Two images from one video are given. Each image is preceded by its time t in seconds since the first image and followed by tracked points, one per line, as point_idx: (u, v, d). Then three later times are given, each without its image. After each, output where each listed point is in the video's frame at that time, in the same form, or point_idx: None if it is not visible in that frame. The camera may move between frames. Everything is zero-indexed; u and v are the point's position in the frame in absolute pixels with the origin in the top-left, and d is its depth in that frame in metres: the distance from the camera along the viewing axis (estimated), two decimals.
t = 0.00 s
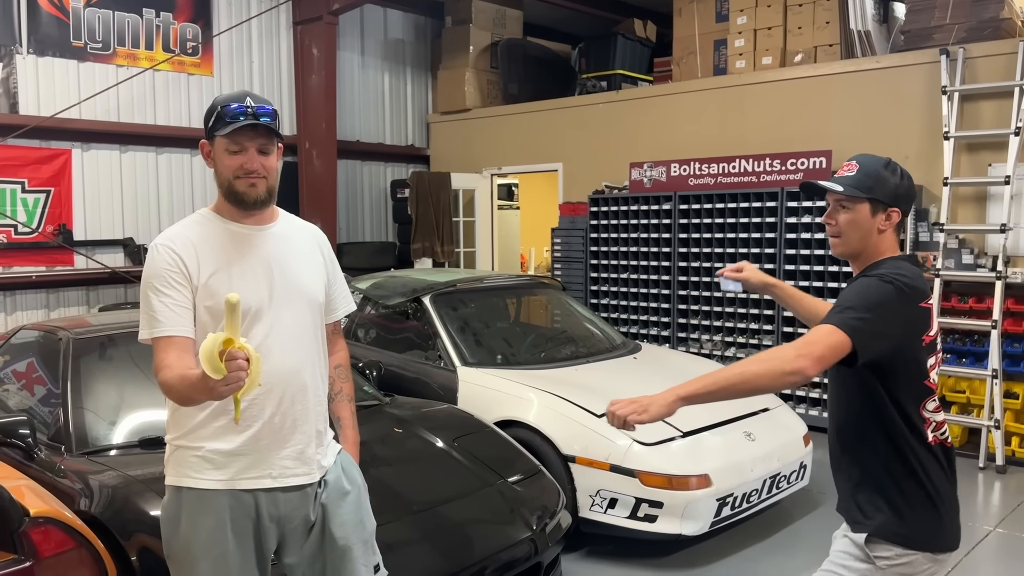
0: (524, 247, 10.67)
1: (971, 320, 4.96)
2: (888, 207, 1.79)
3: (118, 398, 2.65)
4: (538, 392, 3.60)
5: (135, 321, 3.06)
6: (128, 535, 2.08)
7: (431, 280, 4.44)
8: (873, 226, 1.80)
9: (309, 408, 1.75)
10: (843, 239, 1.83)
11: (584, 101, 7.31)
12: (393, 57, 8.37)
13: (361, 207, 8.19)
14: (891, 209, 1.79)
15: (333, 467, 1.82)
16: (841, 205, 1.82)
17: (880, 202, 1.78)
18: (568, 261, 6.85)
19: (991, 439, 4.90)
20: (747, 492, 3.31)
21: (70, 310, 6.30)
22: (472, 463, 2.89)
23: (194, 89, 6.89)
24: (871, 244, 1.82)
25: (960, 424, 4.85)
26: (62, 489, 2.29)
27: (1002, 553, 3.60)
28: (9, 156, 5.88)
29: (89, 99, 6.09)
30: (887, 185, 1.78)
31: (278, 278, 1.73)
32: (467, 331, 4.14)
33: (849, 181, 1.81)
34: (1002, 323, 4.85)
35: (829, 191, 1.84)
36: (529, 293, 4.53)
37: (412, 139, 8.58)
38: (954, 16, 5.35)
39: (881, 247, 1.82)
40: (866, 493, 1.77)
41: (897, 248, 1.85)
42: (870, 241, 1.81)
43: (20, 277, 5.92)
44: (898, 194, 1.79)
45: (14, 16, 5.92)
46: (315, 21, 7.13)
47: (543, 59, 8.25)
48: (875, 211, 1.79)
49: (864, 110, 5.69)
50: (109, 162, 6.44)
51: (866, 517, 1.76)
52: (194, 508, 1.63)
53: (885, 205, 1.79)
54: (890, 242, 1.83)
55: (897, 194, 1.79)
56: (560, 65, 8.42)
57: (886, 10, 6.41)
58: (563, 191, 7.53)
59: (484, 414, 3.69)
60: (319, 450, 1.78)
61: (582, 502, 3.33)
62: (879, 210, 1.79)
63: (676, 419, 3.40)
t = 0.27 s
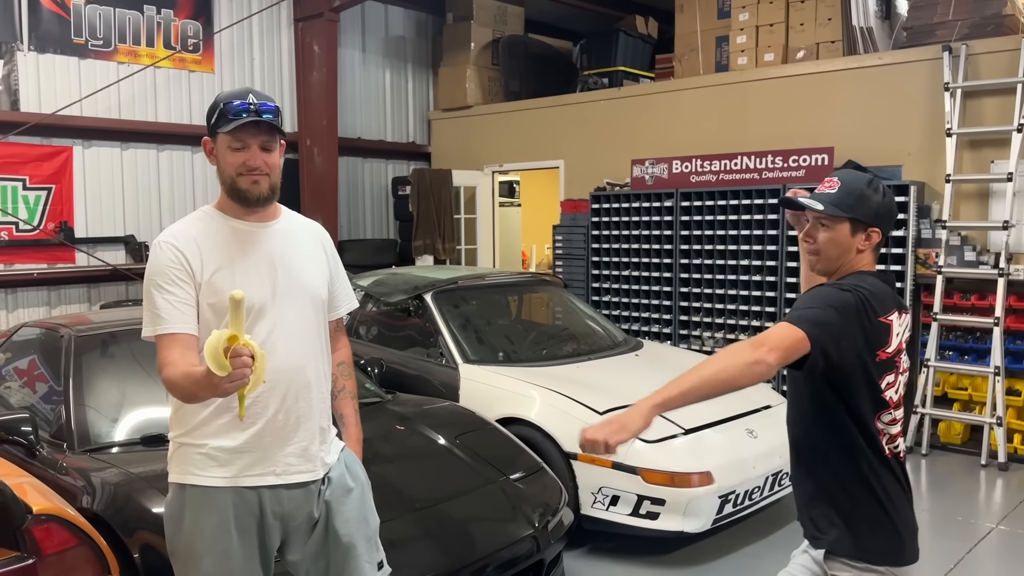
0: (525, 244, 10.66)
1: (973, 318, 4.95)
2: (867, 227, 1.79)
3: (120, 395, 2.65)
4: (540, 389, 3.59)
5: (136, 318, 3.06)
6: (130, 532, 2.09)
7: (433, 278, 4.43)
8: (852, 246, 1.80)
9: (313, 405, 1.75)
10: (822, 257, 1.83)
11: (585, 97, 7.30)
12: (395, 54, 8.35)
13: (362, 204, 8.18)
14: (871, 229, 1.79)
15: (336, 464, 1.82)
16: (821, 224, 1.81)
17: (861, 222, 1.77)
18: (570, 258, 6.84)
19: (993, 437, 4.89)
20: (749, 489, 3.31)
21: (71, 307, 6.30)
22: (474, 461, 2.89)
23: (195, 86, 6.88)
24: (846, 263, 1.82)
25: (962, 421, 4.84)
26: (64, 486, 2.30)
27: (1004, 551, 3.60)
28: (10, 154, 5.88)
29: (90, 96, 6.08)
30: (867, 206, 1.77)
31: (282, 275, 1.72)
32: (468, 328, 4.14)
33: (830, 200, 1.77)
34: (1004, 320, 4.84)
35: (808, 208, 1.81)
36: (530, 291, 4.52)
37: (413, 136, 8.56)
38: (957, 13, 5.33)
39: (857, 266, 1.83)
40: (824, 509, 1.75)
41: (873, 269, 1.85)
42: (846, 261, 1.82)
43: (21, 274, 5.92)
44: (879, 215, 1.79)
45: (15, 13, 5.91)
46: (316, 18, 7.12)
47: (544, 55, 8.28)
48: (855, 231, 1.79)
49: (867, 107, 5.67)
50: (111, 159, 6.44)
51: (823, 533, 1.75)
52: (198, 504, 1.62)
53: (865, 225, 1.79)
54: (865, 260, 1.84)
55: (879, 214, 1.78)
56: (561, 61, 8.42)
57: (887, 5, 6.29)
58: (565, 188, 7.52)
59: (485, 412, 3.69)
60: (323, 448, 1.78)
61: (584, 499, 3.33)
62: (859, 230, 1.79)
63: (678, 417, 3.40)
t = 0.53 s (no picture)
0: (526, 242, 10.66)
1: (975, 315, 4.94)
2: (804, 263, 1.64)
3: (121, 392, 2.64)
4: (542, 387, 3.59)
5: (138, 315, 3.05)
6: (132, 530, 2.08)
7: (434, 275, 4.43)
8: (784, 282, 1.64)
9: (316, 402, 1.75)
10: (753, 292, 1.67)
11: (586, 94, 7.29)
12: (396, 51, 8.34)
13: (363, 201, 8.18)
14: (809, 265, 1.65)
15: (339, 462, 1.82)
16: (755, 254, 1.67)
17: (797, 258, 1.64)
18: (571, 255, 6.83)
19: (995, 434, 4.88)
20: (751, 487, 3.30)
21: (72, 305, 6.30)
22: (476, 458, 2.89)
23: (196, 83, 6.88)
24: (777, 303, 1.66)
25: (964, 418, 4.84)
26: (66, 483, 2.30)
27: (1006, 548, 3.60)
28: (11, 151, 5.87)
29: (91, 93, 6.07)
30: (806, 240, 1.64)
31: (284, 273, 1.72)
32: (470, 325, 4.13)
33: (767, 229, 1.66)
34: (1006, 317, 4.83)
35: (743, 236, 1.69)
36: (531, 288, 4.51)
37: (415, 133, 8.55)
38: (959, 9, 5.31)
39: (787, 308, 1.66)
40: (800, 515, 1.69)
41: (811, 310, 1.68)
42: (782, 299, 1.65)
43: (23, 272, 5.92)
44: (819, 250, 1.65)
45: (16, 10, 5.91)
46: (317, 15, 7.12)
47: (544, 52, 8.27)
48: (791, 266, 1.64)
49: (869, 104, 5.66)
50: (112, 156, 6.43)
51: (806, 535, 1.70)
52: (201, 502, 1.62)
53: (801, 259, 1.64)
54: (800, 303, 1.67)
55: (818, 249, 1.65)
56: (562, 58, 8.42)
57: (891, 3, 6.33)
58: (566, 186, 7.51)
59: (487, 409, 3.69)
60: (326, 445, 1.78)
61: (586, 496, 3.32)
62: (796, 265, 1.65)
63: (680, 414, 3.40)
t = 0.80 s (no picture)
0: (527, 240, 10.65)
1: (977, 312, 4.94)
2: (735, 288, 1.74)
3: (123, 390, 2.64)
4: (543, 384, 3.59)
5: (139, 313, 3.05)
6: (134, 528, 2.08)
7: (435, 273, 4.43)
8: (718, 307, 1.73)
9: (318, 400, 1.75)
10: (690, 319, 1.74)
11: (587, 92, 7.28)
12: (396, 49, 8.33)
13: (364, 199, 8.17)
14: (739, 290, 1.74)
15: (342, 460, 1.82)
16: (684, 279, 1.75)
17: (727, 282, 1.73)
18: (572, 253, 6.83)
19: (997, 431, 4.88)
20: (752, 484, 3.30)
21: (73, 303, 6.30)
22: (478, 456, 2.89)
23: (196, 81, 6.87)
24: (721, 327, 1.73)
25: (966, 415, 4.84)
26: (68, 481, 2.29)
27: (1007, 545, 3.60)
28: (12, 149, 5.87)
29: (92, 91, 6.07)
30: (733, 263, 1.74)
31: (286, 270, 1.72)
32: (471, 323, 4.13)
33: (694, 253, 1.76)
34: (1008, 314, 4.83)
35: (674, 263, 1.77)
36: (533, 286, 4.51)
37: (415, 130, 8.54)
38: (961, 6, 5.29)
39: (733, 330, 1.74)
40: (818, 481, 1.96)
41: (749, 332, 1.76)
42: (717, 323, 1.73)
43: (24, 270, 5.92)
44: (747, 275, 1.75)
45: (16, 7, 5.90)
46: (317, 12, 7.11)
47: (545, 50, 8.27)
48: (721, 290, 1.73)
49: (871, 101, 5.65)
50: (113, 154, 6.43)
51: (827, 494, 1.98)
52: (203, 500, 1.62)
53: (732, 283, 1.73)
54: (743, 324, 1.75)
55: (746, 275, 1.75)
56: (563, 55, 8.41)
57: None
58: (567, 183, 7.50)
59: (489, 407, 3.69)
60: (328, 442, 1.78)
61: (587, 494, 3.32)
62: (726, 289, 1.73)
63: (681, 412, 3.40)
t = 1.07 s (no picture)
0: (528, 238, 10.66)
1: (978, 311, 4.94)
2: (768, 254, 1.71)
3: (124, 388, 2.64)
4: (544, 383, 3.59)
5: (140, 311, 3.05)
6: (136, 526, 2.08)
7: (436, 271, 4.43)
8: (750, 273, 1.69)
9: (320, 397, 1.75)
10: (720, 282, 1.70)
11: (588, 90, 7.28)
12: (397, 47, 8.33)
13: (365, 198, 8.18)
14: (771, 257, 1.71)
15: (343, 458, 1.81)
16: (721, 244, 1.72)
17: (761, 248, 1.70)
18: (573, 251, 6.83)
19: (998, 429, 4.88)
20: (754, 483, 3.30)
21: (74, 301, 6.30)
22: (479, 454, 2.89)
23: (197, 79, 6.86)
24: (748, 294, 1.69)
25: (967, 414, 4.84)
26: (69, 480, 2.29)
27: (1008, 544, 3.60)
28: (12, 147, 5.87)
29: (92, 89, 6.06)
30: (768, 231, 1.71)
31: (287, 269, 1.72)
32: (472, 321, 4.13)
33: (732, 219, 1.73)
34: (1009, 313, 4.83)
35: (710, 226, 1.74)
36: (534, 284, 4.51)
37: (415, 129, 8.54)
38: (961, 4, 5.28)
39: (758, 300, 1.70)
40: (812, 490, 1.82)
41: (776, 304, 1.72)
42: (747, 291, 1.69)
43: (25, 268, 5.91)
44: (780, 244, 1.72)
45: (17, 6, 5.90)
46: (318, 11, 7.11)
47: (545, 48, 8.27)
48: (755, 257, 1.70)
49: (872, 99, 5.64)
50: (113, 152, 6.43)
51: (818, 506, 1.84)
52: (205, 498, 1.62)
53: (765, 251, 1.70)
54: (770, 294, 1.71)
55: (779, 243, 1.72)
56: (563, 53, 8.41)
57: None
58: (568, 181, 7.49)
59: (490, 405, 3.68)
60: (330, 440, 1.77)
61: (589, 492, 3.32)
62: (759, 256, 1.70)
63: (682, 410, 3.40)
